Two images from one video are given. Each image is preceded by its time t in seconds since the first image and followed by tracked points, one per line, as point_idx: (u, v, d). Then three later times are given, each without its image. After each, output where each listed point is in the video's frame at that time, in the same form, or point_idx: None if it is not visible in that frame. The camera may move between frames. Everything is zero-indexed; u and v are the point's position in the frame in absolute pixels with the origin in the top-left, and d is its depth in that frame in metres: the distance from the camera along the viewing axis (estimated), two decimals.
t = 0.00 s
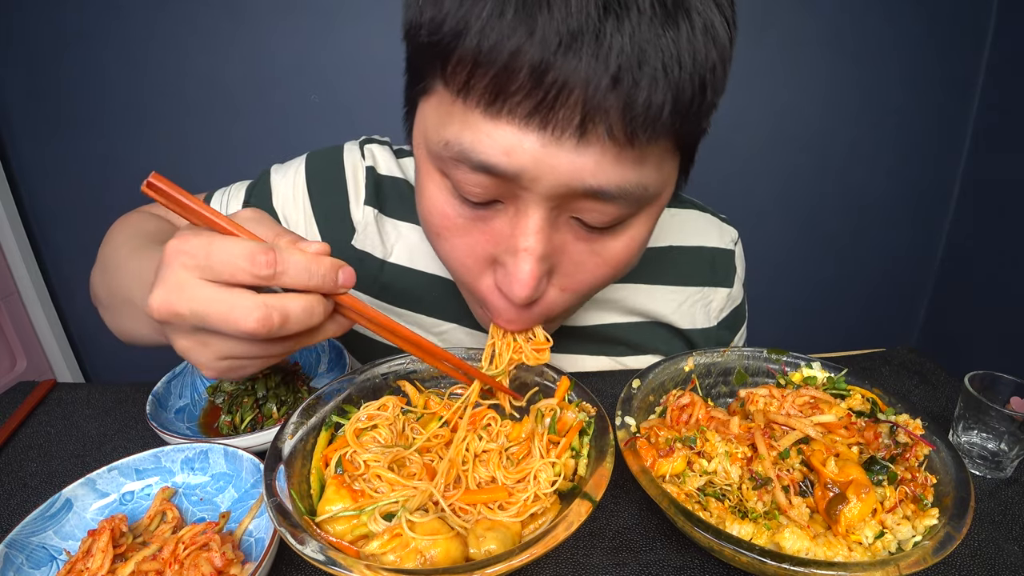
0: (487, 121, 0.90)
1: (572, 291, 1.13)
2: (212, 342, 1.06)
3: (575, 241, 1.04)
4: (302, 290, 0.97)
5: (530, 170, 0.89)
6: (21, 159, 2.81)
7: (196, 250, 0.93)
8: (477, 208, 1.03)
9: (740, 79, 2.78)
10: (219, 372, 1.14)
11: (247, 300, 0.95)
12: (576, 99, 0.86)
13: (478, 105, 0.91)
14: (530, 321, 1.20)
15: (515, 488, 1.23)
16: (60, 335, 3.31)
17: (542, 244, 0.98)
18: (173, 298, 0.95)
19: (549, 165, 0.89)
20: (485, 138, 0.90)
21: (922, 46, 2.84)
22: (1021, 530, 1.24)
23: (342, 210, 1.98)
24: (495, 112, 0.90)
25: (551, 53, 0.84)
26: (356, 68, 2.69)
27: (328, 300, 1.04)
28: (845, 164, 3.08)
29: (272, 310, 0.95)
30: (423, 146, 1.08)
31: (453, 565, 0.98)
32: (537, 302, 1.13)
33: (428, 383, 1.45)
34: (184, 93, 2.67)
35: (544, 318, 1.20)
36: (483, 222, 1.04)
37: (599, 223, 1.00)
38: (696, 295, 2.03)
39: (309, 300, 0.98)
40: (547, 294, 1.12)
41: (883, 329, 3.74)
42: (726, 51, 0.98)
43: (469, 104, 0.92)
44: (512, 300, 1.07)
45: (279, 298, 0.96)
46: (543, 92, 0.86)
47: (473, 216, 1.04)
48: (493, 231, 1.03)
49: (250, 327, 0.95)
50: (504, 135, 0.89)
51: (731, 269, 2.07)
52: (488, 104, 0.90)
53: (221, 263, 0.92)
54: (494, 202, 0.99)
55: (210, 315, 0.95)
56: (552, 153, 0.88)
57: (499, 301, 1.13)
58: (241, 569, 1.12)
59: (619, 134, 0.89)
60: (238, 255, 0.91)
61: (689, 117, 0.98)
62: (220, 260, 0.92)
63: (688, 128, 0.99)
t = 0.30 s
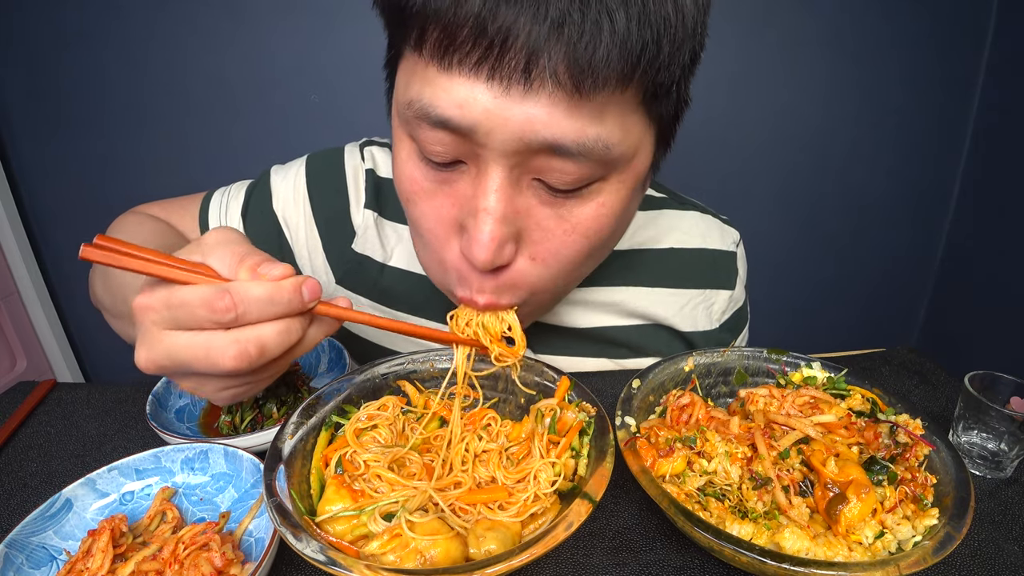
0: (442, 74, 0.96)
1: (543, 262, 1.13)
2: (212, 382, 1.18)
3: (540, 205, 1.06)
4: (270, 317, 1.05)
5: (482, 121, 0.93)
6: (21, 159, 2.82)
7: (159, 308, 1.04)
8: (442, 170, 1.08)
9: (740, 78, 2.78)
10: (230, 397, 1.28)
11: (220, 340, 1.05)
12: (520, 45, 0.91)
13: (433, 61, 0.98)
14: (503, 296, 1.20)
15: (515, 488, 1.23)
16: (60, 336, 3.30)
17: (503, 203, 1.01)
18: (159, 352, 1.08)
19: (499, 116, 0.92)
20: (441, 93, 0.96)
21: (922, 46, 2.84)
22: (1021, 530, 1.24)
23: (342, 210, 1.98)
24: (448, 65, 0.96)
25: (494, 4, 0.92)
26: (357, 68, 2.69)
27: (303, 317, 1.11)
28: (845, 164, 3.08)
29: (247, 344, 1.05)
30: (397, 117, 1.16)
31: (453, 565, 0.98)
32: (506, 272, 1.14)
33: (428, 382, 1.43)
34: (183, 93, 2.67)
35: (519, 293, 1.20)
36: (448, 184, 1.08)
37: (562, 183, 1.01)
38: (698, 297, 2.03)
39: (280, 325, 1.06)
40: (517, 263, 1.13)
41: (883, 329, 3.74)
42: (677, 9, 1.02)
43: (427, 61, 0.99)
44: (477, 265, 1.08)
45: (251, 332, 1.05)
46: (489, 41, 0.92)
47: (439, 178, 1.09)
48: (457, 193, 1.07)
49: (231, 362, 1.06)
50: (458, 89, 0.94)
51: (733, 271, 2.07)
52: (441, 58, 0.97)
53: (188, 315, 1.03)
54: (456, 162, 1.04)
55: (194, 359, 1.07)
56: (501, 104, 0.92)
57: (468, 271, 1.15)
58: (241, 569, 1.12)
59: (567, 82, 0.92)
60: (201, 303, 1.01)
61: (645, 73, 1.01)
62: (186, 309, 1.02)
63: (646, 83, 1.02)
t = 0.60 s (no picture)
0: (436, 83, 0.96)
1: (540, 264, 1.14)
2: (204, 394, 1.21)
3: (536, 209, 1.06)
4: (240, 330, 1.05)
5: (476, 129, 0.93)
6: (21, 159, 2.82)
7: (136, 329, 1.07)
8: (437, 176, 1.08)
9: (740, 78, 2.78)
10: (226, 405, 1.33)
11: (195, 358, 1.07)
12: (514, 53, 0.91)
13: (426, 69, 0.98)
14: (499, 296, 1.20)
15: (515, 488, 1.23)
16: (60, 336, 3.30)
17: (499, 208, 1.01)
18: (145, 369, 1.11)
19: (494, 124, 0.92)
20: (435, 101, 0.96)
21: (922, 46, 2.84)
22: (1021, 530, 1.24)
23: (341, 210, 1.98)
24: (441, 73, 0.96)
25: (486, 13, 0.92)
26: (356, 67, 2.69)
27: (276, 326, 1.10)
28: (845, 164, 3.08)
29: (221, 361, 1.06)
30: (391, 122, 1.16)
31: (453, 565, 0.98)
32: (502, 274, 1.14)
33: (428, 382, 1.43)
34: (183, 93, 2.67)
35: (515, 294, 1.20)
36: (443, 189, 1.08)
37: (557, 187, 1.01)
38: (695, 298, 2.03)
39: (252, 338, 1.07)
40: (513, 265, 1.13)
41: (883, 329, 3.74)
42: (671, 11, 1.02)
43: (420, 69, 0.99)
44: (474, 267, 1.08)
45: (223, 348, 1.06)
46: (483, 51, 0.92)
47: (434, 183, 1.09)
48: (453, 198, 1.07)
49: (208, 380, 1.08)
50: (452, 97, 0.94)
51: (730, 272, 2.07)
52: (434, 66, 0.96)
53: (162, 334, 1.05)
54: (452, 168, 1.04)
55: (176, 375, 1.09)
56: (495, 111, 0.92)
57: (464, 273, 1.15)
58: (241, 569, 1.12)
59: (561, 90, 0.92)
60: (170, 323, 1.02)
61: (640, 77, 1.01)
62: (160, 329, 1.04)
63: (640, 88, 1.02)
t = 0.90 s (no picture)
0: (434, 70, 0.96)
1: (539, 256, 1.13)
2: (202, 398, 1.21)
3: (535, 198, 1.05)
4: (233, 334, 1.04)
5: (474, 116, 0.93)
6: (21, 159, 2.82)
7: (129, 338, 1.07)
8: (436, 166, 1.08)
9: (740, 78, 2.78)
10: (225, 408, 1.33)
11: (189, 364, 1.06)
12: (511, 39, 0.91)
13: (425, 57, 0.98)
14: (498, 288, 1.20)
15: (515, 488, 1.23)
16: (60, 336, 3.30)
17: (498, 197, 1.01)
18: (141, 377, 1.11)
19: (492, 110, 0.92)
20: (433, 89, 0.96)
21: (922, 46, 2.84)
22: (1021, 530, 1.24)
23: (341, 210, 1.98)
24: (439, 61, 0.96)
25: None
26: (357, 67, 2.69)
27: (270, 328, 1.10)
28: (845, 164, 3.08)
29: (215, 366, 1.05)
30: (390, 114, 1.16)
31: (453, 565, 0.99)
32: (502, 265, 1.14)
33: (428, 382, 1.43)
34: (184, 93, 2.67)
35: (514, 286, 1.20)
36: (442, 179, 1.08)
37: (556, 176, 1.01)
38: (694, 298, 2.03)
39: (245, 341, 1.06)
40: (513, 256, 1.13)
41: (883, 329, 3.75)
42: None
43: (419, 57, 0.99)
44: (472, 257, 1.08)
45: (218, 352, 1.05)
46: (480, 37, 0.92)
47: (433, 174, 1.09)
48: (452, 189, 1.07)
49: (203, 385, 1.07)
50: (450, 84, 0.95)
51: (730, 272, 2.07)
52: (433, 54, 0.97)
53: (155, 342, 1.04)
54: (451, 157, 1.04)
55: (172, 382, 1.09)
56: (493, 98, 0.92)
57: (463, 264, 1.15)
58: (241, 569, 1.12)
59: (558, 75, 0.93)
60: (162, 330, 1.02)
61: (638, 64, 1.01)
62: (152, 337, 1.04)
63: (638, 74, 1.03)
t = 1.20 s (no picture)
0: (435, 61, 0.97)
1: (538, 249, 1.13)
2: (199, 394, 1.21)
3: (533, 191, 1.05)
4: (230, 329, 1.05)
5: (473, 107, 0.93)
6: (21, 159, 2.82)
7: (126, 335, 1.07)
8: (435, 158, 1.08)
9: (740, 78, 2.78)
10: (222, 404, 1.33)
11: (186, 360, 1.07)
12: (511, 30, 0.92)
13: (425, 49, 0.98)
14: (497, 281, 1.20)
15: (515, 488, 1.23)
16: (60, 336, 3.30)
17: (496, 189, 1.01)
18: (138, 374, 1.11)
19: (491, 101, 0.92)
20: (433, 80, 0.96)
21: (922, 46, 2.84)
22: (1021, 530, 1.24)
23: (341, 210, 1.98)
24: (439, 52, 0.96)
25: None
26: (357, 67, 2.69)
27: (266, 323, 1.10)
28: (845, 164, 3.08)
29: (212, 361, 1.06)
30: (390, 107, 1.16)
31: (453, 565, 0.98)
32: (500, 258, 1.14)
33: (428, 382, 1.43)
34: (184, 93, 2.67)
35: (513, 279, 1.20)
36: (441, 171, 1.08)
37: (555, 168, 1.01)
38: (695, 298, 2.03)
39: (242, 336, 1.06)
40: (511, 249, 1.13)
41: (883, 329, 3.75)
42: None
43: (419, 48, 1.00)
44: (471, 250, 1.08)
45: (214, 348, 1.05)
46: (481, 28, 0.93)
47: (432, 166, 1.09)
48: (451, 181, 1.07)
49: (200, 380, 1.07)
50: (449, 75, 0.95)
51: (730, 273, 2.07)
52: (433, 45, 0.97)
53: (151, 338, 1.05)
54: (450, 149, 1.04)
55: (169, 377, 1.09)
56: (492, 89, 0.92)
57: (462, 257, 1.15)
58: (241, 569, 1.12)
59: (557, 67, 0.93)
60: (158, 327, 1.02)
61: (637, 57, 1.02)
62: (148, 333, 1.04)
63: (637, 68, 1.03)
